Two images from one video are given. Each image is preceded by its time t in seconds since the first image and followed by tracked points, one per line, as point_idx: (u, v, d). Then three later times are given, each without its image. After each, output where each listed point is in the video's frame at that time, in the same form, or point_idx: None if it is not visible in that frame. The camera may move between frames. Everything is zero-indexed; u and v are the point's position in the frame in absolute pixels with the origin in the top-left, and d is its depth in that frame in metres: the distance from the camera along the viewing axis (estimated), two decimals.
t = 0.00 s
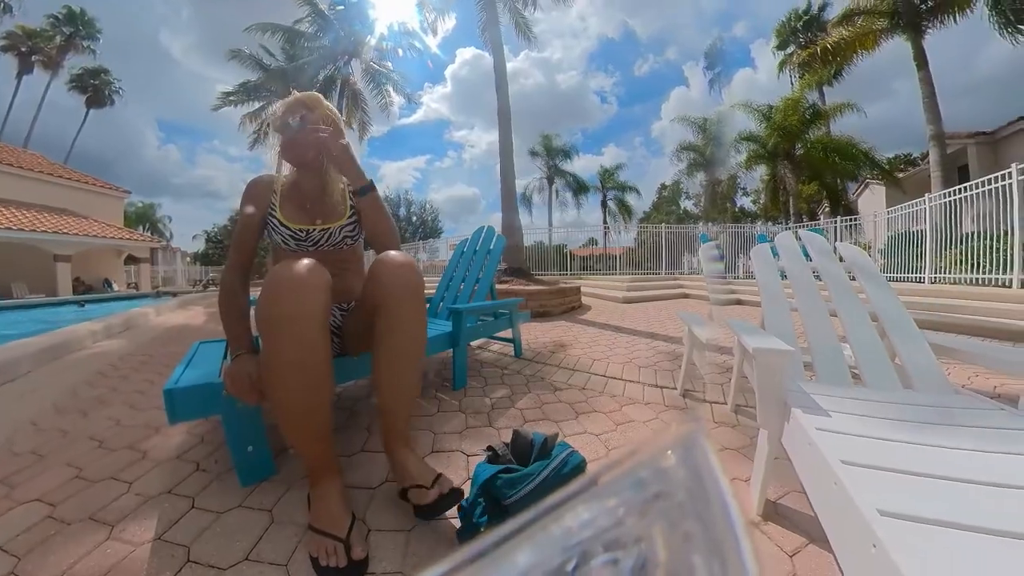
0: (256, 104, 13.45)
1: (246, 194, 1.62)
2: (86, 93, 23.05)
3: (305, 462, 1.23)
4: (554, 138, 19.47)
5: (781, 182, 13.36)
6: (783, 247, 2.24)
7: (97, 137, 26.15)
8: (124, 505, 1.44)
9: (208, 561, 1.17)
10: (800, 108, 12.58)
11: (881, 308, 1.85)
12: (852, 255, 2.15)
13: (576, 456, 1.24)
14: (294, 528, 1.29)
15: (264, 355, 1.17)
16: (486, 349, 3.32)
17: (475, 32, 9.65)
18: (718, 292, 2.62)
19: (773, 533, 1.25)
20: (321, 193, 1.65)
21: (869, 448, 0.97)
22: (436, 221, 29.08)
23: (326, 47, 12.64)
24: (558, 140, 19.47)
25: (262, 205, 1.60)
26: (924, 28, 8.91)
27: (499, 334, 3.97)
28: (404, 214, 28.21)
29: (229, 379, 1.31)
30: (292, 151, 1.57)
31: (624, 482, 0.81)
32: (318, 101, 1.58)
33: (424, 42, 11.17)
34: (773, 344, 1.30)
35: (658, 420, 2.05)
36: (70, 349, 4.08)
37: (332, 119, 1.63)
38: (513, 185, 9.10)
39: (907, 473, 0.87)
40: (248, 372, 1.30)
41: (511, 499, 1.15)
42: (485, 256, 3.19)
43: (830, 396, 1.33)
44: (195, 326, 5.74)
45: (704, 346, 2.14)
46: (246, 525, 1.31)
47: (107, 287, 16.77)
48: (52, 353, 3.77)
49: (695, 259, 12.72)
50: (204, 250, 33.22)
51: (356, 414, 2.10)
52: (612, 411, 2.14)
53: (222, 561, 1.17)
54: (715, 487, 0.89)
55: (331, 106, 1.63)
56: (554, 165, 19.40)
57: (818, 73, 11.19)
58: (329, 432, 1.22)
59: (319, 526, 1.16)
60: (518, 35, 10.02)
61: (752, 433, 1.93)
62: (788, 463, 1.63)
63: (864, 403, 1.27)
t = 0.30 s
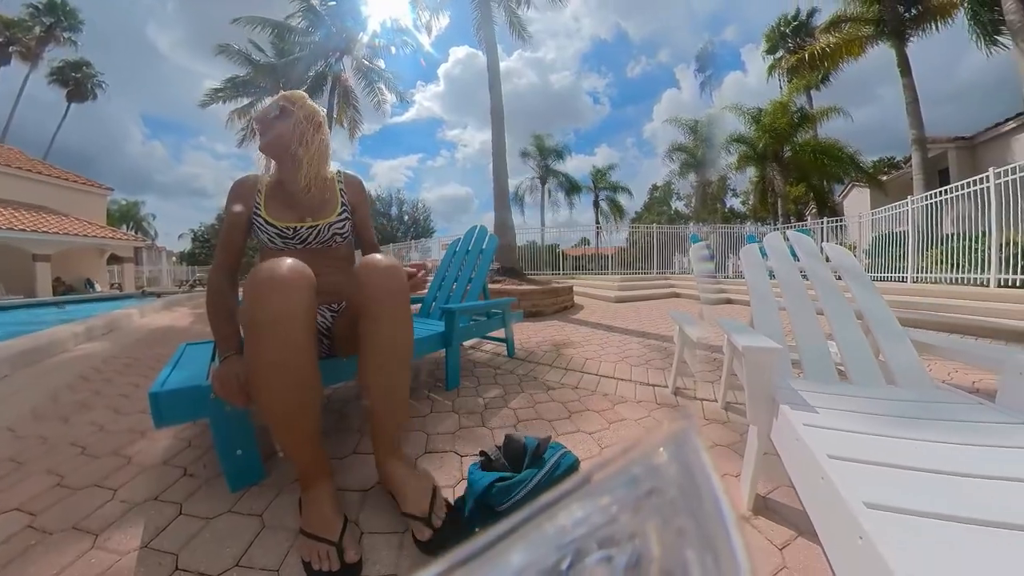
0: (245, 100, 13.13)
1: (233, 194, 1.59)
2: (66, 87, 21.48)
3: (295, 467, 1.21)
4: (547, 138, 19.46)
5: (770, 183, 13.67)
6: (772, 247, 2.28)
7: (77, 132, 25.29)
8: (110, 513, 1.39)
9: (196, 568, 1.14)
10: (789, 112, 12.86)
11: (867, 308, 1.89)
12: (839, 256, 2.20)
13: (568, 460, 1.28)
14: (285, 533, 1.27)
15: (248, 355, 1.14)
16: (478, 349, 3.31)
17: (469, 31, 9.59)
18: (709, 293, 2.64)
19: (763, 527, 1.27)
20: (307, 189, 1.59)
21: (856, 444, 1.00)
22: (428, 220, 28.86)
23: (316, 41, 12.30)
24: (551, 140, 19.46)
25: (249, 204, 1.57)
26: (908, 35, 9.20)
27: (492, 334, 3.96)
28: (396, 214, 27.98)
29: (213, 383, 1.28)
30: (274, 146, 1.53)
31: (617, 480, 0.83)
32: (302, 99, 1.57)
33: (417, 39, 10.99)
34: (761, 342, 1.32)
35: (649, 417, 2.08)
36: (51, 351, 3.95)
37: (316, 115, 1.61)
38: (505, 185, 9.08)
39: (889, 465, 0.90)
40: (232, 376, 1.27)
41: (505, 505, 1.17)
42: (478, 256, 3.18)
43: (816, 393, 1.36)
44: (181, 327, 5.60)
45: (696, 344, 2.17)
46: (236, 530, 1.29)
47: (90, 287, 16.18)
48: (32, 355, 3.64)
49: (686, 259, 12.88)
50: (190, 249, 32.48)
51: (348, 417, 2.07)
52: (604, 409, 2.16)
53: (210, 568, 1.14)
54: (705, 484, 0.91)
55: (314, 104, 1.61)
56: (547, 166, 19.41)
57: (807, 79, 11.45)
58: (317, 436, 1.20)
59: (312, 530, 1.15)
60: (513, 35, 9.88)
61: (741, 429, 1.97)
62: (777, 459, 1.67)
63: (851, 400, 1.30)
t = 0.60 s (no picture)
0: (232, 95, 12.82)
1: (222, 190, 1.55)
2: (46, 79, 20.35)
3: (286, 470, 1.18)
4: (539, 138, 19.48)
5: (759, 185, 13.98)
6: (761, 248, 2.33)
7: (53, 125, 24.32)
8: (93, 521, 1.35)
9: None
10: (778, 115, 13.18)
11: (853, 307, 1.94)
12: (826, 256, 2.25)
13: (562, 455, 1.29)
14: (277, 537, 1.24)
15: (237, 356, 1.12)
16: (471, 349, 3.31)
17: (464, 30, 9.53)
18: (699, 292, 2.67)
19: (753, 521, 1.30)
20: (297, 187, 1.57)
21: (842, 438, 1.03)
22: (420, 219, 28.61)
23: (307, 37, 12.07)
24: (543, 140, 19.46)
25: (237, 202, 1.53)
26: (892, 42, 9.52)
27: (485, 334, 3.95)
28: (388, 212, 27.72)
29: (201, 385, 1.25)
30: (265, 144, 1.50)
31: (610, 478, 0.84)
32: (297, 98, 1.54)
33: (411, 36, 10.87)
34: (750, 339, 1.35)
35: (641, 415, 2.10)
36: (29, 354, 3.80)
37: (310, 115, 1.58)
38: (498, 185, 9.06)
39: (873, 459, 0.93)
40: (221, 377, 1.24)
41: (499, 501, 1.18)
42: (470, 255, 3.17)
43: (805, 389, 1.40)
44: (167, 329, 5.44)
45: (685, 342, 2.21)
46: (226, 536, 1.26)
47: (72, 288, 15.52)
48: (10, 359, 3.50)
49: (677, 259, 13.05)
50: (174, 249, 31.68)
51: (340, 419, 2.04)
52: (597, 408, 2.17)
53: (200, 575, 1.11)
54: (697, 481, 0.92)
55: (308, 104, 1.58)
56: (539, 166, 19.41)
57: (795, 83, 11.73)
58: (308, 438, 1.18)
59: (304, 534, 1.14)
60: (507, 35, 9.90)
61: (730, 426, 2.00)
62: (766, 455, 1.71)
63: (838, 395, 1.34)
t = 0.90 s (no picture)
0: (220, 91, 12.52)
1: (210, 187, 1.51)
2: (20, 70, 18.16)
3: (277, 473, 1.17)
4: (532, 138, 19.54)
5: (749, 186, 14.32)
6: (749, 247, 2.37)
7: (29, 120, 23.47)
8: (76, 529, 1.30)
9: None
10: (768, 117, 13.50)
11: (837, 304, 2.00)
12: (813, 256, 2.30)
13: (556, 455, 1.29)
14: (268, 542, 1.22)
15: (228, 357, 1.09)
16: (464, 349, 3.30)
17: (458, 28, 9.48)
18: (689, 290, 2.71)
19: (744, 516, 1.33)
20: (292, 184, 1.56)
21: (828, 434, 1.05)
22: (413, 218, 28.36)
23: (298, 32, 11.88)
24: (536, 140, 19.52)
25: (227, 199, 1.50)
26: (877, 49, 9.85)
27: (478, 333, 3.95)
28: (380, 211, 27.43)
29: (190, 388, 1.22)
30: (261, 140, 1.50)
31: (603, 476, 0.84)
32: (296, 97, 1.56)
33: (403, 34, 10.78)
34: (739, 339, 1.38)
35: (633, 414, 2.13)
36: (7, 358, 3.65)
37: (308, 113, 1.59)
38: (491, 184, 9.03)
39: (857, 453, 0.96)
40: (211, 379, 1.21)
41: (493, 505, 1.18)
42: (462, 255, 3.16)
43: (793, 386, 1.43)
44: (153, 331, 5.28)
45: (676, 340, 2.24)
46: (214, 542, 1.23)
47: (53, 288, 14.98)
48: None
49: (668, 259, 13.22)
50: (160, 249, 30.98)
51: (332, 421, 2.01)
52: (591, 407, 2.19)
53: None
54: (690, 478, 0.94)
55: (307, 102, 1.60)
56: (530, 166, 19.45)
57: (783, 87, 12.02)
58: (301, 439, 1.16)
59: (296, 538, 1.12)
60: (500, 34, 9.89)
61: (721, 423, 2.04)
62: (756, 450, 1.74)
63: (825, 392, 1.38)
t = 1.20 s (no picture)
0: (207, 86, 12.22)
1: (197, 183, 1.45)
2: None
3: (268, 476, 1.15)
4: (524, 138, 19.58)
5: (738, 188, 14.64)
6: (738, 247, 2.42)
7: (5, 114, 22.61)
8: (57, 539, 1.25)
9: None
10: (758, 119, 13.80)
11: (823, 303, 2.05)
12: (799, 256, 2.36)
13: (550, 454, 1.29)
14: (260, 547, 1.19)
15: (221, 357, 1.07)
16: (456, 349, 3.28)
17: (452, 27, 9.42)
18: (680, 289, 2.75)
19: (735, 511, 1.35)
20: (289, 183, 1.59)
21: (815, 429, 1.08)
22: (405, 218, 28.09)
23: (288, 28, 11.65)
24: (528, 140, 19.55)
25: (218, 196, 1.45)
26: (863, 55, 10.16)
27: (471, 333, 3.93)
28: (371, 210, 27.13)
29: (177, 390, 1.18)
30: (258, 137, 1.49)
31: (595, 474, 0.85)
32: (294, 93, 1.55)
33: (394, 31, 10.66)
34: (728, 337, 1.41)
35: (626, 412, 2.15)
36: None
37: (305, 111, 1.59)
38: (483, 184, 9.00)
39: (842, 447, 0.99)
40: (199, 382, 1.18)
41: (489, 506, 1.18)
42: (455, 254, 3.14)
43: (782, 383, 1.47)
44: (137, 332, 5.13)
45: (667, 338, 2.27)
46: (203, 548, 1.19)
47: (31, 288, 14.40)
48: None
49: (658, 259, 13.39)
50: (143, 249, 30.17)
51: (324, 423, 1.98)
52: (584, 406, 2.21)
53: None
54: (682, 474, 0.95)
55: (304, 101, 1.60)
56: (522, 165, 19.48)
57: (771, 92, 12.30)
58: (295, 440, 1.15)
59: (287, 542, 1.11)
60: (494, 34, 9.88)
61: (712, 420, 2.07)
62: (746, 446, 1.78)
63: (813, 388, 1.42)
